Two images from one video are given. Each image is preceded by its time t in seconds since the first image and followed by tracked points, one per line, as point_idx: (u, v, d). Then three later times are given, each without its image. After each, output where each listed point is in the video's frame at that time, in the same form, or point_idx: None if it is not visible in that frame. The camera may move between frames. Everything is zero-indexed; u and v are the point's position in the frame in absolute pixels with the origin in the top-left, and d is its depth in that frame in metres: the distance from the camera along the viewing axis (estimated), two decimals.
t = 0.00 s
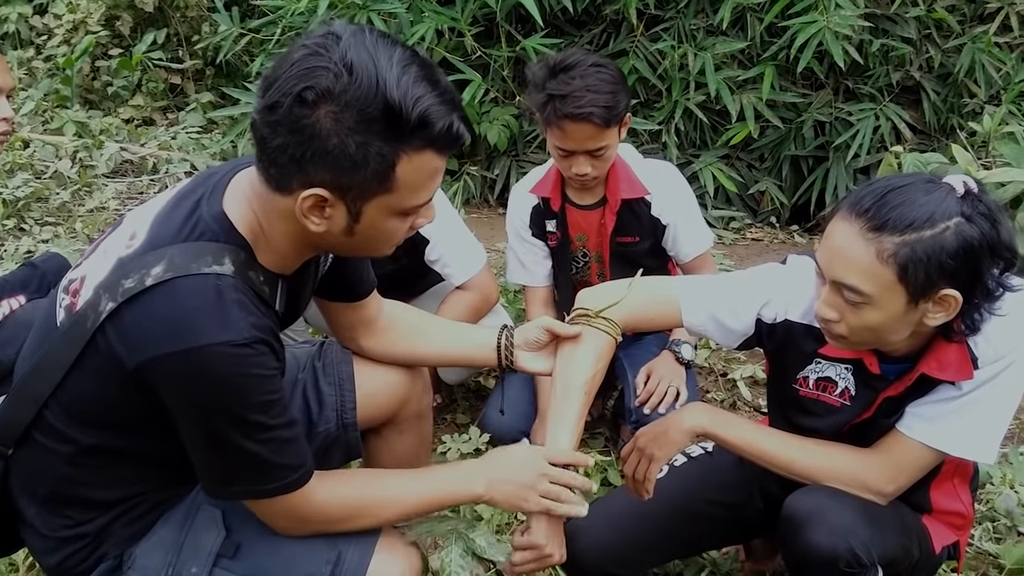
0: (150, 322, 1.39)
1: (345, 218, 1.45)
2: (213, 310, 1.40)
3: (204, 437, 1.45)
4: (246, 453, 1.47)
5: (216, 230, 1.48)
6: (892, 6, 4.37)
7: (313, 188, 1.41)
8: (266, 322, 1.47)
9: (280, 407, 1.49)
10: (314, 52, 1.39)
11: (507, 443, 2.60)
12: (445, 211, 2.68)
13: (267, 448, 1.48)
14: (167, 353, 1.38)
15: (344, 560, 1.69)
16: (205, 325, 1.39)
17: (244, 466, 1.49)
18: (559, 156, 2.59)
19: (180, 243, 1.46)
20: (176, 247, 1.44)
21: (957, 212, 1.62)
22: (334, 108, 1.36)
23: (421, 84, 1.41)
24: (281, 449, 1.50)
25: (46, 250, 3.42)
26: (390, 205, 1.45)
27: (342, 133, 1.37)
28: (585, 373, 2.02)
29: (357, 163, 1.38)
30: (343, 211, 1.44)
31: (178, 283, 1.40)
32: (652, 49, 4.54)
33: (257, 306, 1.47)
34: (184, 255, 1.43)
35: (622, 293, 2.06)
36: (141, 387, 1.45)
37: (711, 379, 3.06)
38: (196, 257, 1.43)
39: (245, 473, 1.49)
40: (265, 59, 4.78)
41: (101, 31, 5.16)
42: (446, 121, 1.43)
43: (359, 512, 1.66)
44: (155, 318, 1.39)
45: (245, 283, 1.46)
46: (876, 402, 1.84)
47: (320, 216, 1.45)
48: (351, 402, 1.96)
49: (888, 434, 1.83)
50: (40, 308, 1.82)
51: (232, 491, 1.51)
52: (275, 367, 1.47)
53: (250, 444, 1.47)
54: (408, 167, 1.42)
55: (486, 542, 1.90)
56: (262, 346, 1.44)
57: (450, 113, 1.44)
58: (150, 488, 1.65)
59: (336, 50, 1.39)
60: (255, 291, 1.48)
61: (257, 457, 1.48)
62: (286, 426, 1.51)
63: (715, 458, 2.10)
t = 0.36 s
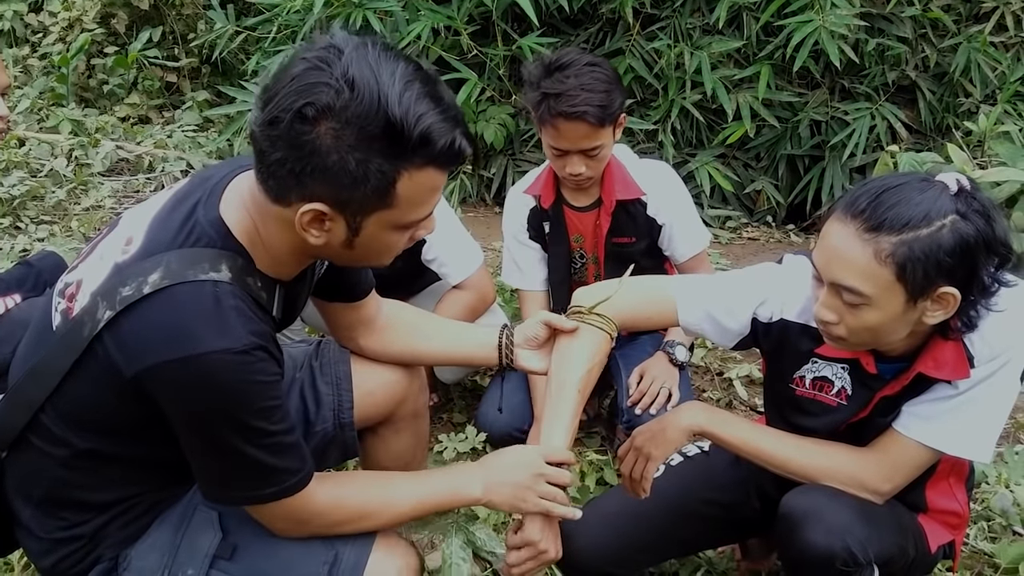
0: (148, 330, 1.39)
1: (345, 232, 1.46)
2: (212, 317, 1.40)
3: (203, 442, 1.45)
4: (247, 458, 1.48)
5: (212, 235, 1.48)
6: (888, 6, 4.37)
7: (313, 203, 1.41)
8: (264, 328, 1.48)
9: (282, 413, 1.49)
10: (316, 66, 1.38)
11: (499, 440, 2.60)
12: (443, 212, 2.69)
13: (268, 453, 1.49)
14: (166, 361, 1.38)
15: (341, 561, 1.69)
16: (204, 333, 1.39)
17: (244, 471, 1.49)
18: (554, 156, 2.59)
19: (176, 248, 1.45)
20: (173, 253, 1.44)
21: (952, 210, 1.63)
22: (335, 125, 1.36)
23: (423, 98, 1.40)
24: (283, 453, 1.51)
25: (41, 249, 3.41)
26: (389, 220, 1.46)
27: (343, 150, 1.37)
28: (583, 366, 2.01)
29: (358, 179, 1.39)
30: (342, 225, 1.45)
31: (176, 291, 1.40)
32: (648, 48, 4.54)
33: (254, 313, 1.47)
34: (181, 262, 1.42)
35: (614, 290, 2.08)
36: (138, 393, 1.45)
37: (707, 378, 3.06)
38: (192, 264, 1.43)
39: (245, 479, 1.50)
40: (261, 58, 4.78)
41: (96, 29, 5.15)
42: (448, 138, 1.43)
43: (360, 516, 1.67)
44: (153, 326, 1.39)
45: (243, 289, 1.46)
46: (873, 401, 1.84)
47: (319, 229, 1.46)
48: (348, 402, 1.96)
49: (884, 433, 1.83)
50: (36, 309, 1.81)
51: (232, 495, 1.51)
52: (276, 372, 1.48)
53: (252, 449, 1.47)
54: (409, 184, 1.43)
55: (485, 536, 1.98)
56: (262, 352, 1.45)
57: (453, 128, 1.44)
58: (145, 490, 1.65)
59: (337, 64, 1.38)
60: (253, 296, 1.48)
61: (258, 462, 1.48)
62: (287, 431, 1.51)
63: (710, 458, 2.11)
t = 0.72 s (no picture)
0: (143, 335, 1.39)
1: (343, 239, 1.46)
2: (206, 321, 1.40)
3: (197, 444, 1.45)
4: (241, 459, 1.47)
5: (207, 239, 1.47)
6: (887, 6, 4.37)
7: (311, 213, 1.41)
8: (259, 332, 1.48)
9: (277, 414, 1.49)
10: (313, 75, 1.38)
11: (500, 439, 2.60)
12: (442, 213, 2.69)
13: (263, 454, 1.49)
14: (160, 365, 1.38)
15: (337, 560, 1.69)
16: (198, 337, 1.38)
17: (240, 473, 1.49)
18: (550, 153, 2.61)
19: (170, 252, 1.45)
20: (167, 257, 1.43)
21: (949, 209, 1.63)
22: (334, 134, 1.36)
23: (421, 106, 1.41)
24: (279, 454, 1.51)
25: (40, 250, 3.41)
26: (387, 228, 1.46)
27: (342, 160, 1.37)
28: (582, 354, 2.03)
29: (357, 187, 1.39)
30: (340, 233, 1.45)
31: (170, 295, 1.40)
32: (647, 49, 4.55)
33: (249, 317, 1.47)
34: (175, 266, 1.42)
35: (614, 283, 2.08)
36: (132, 396, 1.45)
37: (706, 378, 3.06)
38: (186, 268, 1.42)
39: (241, 481, 1.50)
40: (260, 59, 4.78)
41: (95, 31, 5.16)
42: (447, 146, 1.43)
43: (357, 513, 1.67)
44: (147, 331, 1.39)
45: (237, 294, 1.46)
46: (872, 400, 1.84)
47: (316, 237, 1.46)
48: (345, 402, 1.96)
49: (883, 431, 1.83)
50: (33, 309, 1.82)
51: (225, 496, 1.51)
52: (271, 375, 1.48)
53: (247, 450, 1.47)
54: (407, 192, 1.43)
55: (483, 536, 1.94)
56: (257, 355, 1.45)
57: (450, 136, 1.44)
58: (139, 492, 1.65)
59: (336, 72, 1.38)
60: (247, 300, 1.48)
61: (253, 464, 1.48)
62: (284, 432, 1.51)
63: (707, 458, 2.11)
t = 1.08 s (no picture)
0: (140, 326, 1.39)
1: (344, 232, 1.46)
2: (203, 314, 1.39)
3: (193, 436, 1.45)
4: (237, 451, 1.47)
5: (206, 231, 1.47)
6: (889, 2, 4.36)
7: (313, 205, 1.41)
8: (256, 325, 1.47)
9: (272, 407, 1.48)
10: (315, 68, 1.37)
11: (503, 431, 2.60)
12: (443, 208, 2.70)
13: (257, 446, 1.48)
14: (157, 357, 1.38)
15: (336, 551, 1.69)
16: (194, 330, 1.38)
17: (236, 465, 1.48)
18: (545, 144, 2.63)
19: (169, 244, 1.45)
20: (165, 249, 1.43)
21: (948, 205, 1.62)
22: (336, 127, 1.36)
23: (424, 100, 1.40)
24: (274, 445, 1.51)
25: (41, 244, 3.40)
26: (389, 221, 1.45)
27: (344, 153, 1.36)
28: (581, 351, 2.02)
29: (360, 180, 1.38)
30: (342, 225, 1.44)
31: (168, 287, 1.40)
32: (649, 45, 4.54)
33: (246, 310, 1.46)
34: (174, 258, 1.42)
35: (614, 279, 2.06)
36: (130, 387, 1.45)
37: (707, 374, 3.06)
38: (185, 260, 1.42)
39: (237, 472, 1.49)
40: (261, 53, 4.77)
41: (96, 24, 5.15)
42: (449, 140, 1.43)
43: (351, 493, 1.66)
44: (145, 322, 1.39)
45: (235, 287, 1.46)
46: (872, 396, 1.84)
47: (318, 230, 1.45)
48: (345, 395, 1.96)
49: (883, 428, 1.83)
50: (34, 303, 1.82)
51: (219, 487, 1.51)
52: (266, 369, 1.47)
53: (243, 442, 1.47)
54: (409, 185, 1.43)
55: (487, 540, 1.92)
56: (253, 349, 1.44)
57: (453, 130, 1.44)
58: (139, 482, 1.65)
59: (337, 66, 1.37)
60: (245, 293, 1.48)
61: (249, 455, 1.48)
62: (279, 424, 1.51)
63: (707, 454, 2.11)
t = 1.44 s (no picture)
0: (146, 322, 1.39)
1: (353, 222, 1.45)
2: (208, 310, 1.39)
3: (201, 431, 1.45)
4: (246, 446, 1.47)
5: (211, 226, 1.47)
6: None
7: (322, 194, 1.40)
8: (262, 321, 1.47)
9: (280, 402, 1.49)
10: (324, 55, 1.37)
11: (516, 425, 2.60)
12: (452, 202, 2.68)
13: (266, 440, 1.49)
14: (163, 353, 1.38)
15: (345, 546, 1.69)
16: (199, 327, 1.38)
17: (244, 460, 1.49)
18: (550, 141, 2.62)
19: (174, 240, 1.45)
20: (170, 245, 1.43)
21: (963, 202, 1.62)
22: (346, 113, 1.35)
23: (432, 86, 1.40)
24: (283, 439, 1.51)
25: (53, 236, 3.42)
26: (399, 209, 1.45)
27: (353, 139, 1.36)
28: (593, 346, 2.02)
29: (370, 166, 1.38)
30: (351, 216, 1.44)
31: (173, 283, 1.39)
32: (659, 37, 4.52)
33: (252, 306, 1.46)
34: (179, 254, 1.42)
35: (624, 274, 2.08)
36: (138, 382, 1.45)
37: (717, 368, 3.05)
38: (190, 256, 1.42)
39: (245, 467, 1.50)
40: (271, 46, 4.77)
41: (106, 17, 5.16)
42: (458, 125, 1.43)
43: (361, 485, 1.67)
44: (149, 319, 1.39)
45: (240, 282, 1.45)
46: (884, 392, 1.83)
47: (327, 220, 1.45)
48: (356, 391, 1.96)
49: (896, 424, 1.82)
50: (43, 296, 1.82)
51: (230, 481, 1.51)
52: (273, 364, 1.47)
53: (251, 438, 1.47)
54: (418, 171, 1.42)
55: (495, 528, 1.94)
56: (260, 346, 1.44)
57: (461, 115, 1.44)
58: (149, 477, 1.65)
59: (346, 53, 1.37)
60: (251, 289, 1.47)
61: (258, 450, 1.48)
62: (288, 419, 1.51)
63: (718, 449, 2.10)
